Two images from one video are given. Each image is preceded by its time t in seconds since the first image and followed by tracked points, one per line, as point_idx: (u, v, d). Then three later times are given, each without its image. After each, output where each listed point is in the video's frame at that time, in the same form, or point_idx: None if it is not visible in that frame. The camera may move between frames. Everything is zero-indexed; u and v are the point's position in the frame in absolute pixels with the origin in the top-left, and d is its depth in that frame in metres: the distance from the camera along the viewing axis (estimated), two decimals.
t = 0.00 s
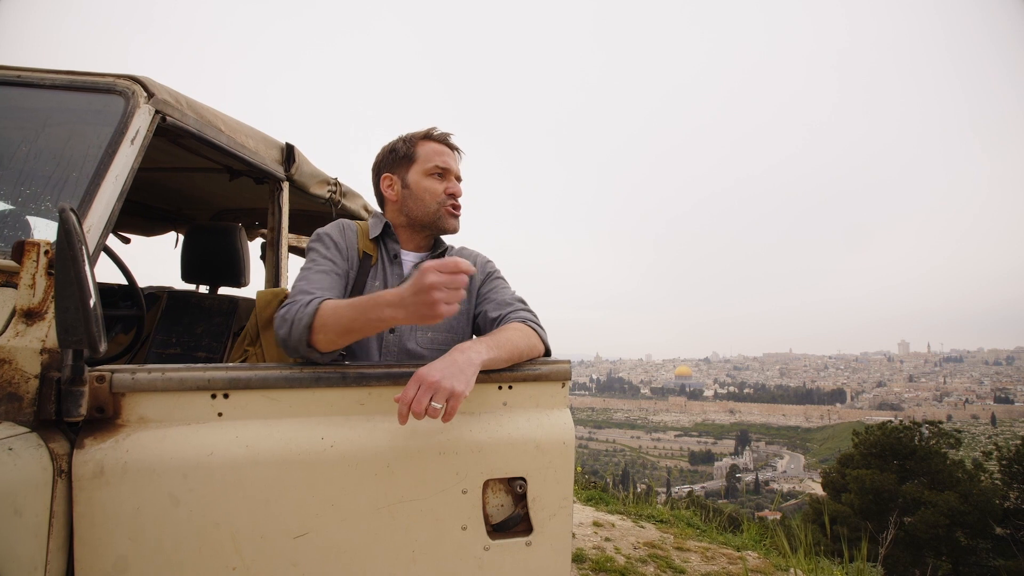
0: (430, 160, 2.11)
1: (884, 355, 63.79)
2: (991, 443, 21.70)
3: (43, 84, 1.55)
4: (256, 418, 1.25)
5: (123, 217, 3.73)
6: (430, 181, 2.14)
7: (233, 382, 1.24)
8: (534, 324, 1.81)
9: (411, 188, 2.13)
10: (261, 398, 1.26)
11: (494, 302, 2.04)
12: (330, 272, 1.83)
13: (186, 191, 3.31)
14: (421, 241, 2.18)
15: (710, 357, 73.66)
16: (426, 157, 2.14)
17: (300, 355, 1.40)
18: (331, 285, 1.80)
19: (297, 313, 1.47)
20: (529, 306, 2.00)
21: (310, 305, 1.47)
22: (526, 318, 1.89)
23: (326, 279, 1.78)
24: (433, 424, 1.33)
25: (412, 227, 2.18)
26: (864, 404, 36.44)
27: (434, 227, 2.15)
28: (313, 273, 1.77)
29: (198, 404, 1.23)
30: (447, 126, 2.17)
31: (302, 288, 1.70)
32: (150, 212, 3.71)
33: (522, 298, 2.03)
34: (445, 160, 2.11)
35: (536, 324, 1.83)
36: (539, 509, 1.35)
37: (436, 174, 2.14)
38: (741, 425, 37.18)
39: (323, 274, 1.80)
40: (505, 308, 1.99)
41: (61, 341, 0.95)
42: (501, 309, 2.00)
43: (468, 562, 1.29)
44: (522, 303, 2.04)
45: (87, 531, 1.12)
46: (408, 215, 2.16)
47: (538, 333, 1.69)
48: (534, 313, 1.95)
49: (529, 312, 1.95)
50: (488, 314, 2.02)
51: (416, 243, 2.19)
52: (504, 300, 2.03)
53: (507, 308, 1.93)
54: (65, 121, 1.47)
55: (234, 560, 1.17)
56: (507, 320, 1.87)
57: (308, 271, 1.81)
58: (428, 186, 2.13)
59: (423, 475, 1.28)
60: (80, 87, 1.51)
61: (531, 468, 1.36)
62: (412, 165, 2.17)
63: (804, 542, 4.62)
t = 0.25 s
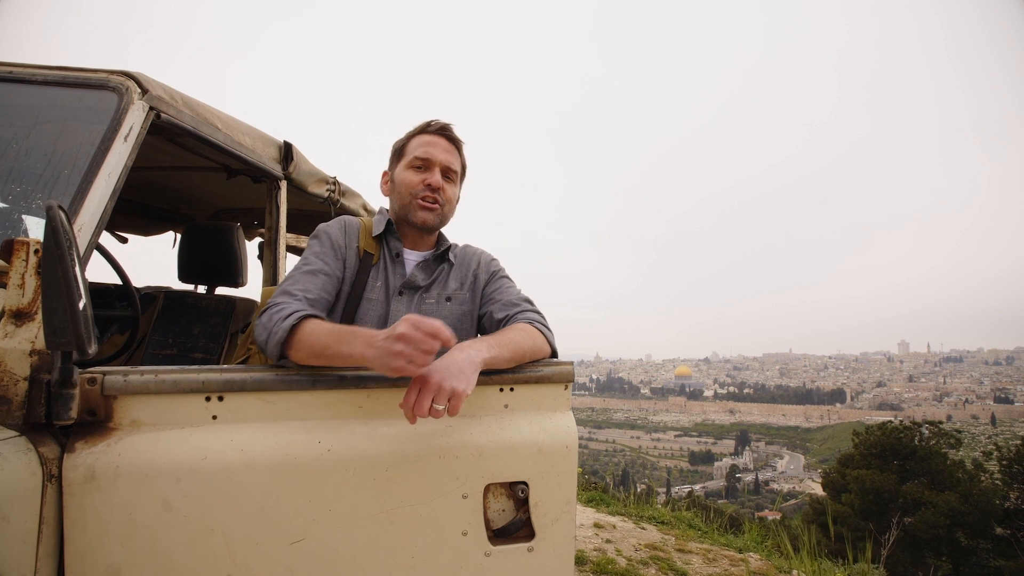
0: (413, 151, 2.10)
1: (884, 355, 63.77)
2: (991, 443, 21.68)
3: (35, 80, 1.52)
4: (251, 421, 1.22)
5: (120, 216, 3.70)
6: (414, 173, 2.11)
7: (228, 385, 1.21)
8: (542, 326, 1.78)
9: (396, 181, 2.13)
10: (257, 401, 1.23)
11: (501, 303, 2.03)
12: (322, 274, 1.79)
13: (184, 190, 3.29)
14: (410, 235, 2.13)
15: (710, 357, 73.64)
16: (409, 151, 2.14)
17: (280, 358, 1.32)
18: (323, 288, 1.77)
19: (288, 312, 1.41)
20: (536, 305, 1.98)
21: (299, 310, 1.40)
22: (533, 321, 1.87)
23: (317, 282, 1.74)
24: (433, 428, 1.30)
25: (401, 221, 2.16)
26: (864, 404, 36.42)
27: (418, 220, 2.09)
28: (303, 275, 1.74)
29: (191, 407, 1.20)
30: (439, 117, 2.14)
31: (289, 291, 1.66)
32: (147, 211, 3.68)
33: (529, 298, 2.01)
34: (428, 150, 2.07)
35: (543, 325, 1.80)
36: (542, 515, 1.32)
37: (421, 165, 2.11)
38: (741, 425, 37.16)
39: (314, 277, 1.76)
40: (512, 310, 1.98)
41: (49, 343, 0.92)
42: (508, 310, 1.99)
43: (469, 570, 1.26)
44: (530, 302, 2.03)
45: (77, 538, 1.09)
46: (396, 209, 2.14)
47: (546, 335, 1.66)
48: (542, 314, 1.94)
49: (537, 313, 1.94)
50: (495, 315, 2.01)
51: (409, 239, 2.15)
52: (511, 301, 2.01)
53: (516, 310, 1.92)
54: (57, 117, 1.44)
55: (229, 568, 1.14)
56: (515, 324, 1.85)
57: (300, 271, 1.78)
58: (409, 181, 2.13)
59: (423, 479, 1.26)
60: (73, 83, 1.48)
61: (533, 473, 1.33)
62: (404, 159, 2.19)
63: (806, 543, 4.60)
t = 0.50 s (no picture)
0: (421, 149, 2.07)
1: (884, 355, 63.76)
2: (991, 442, 21.67)
3: (26, 77, 1.49)
4: (248, 424, 1.19)
5: (119, 216, 3.68)
6: (420, 170, 2.08)
7: (224, 388, 1.18)
8: (546, 326, 1.75)
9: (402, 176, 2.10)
10: (254, 404, 1.20)
11: (502, 303, 2.00)
12: (313, 279, 1.77)
13: (182, 190, 3.26)
14: (410, 232, 2.11)
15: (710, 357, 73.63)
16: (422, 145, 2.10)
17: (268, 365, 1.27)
18: (315, 292, 1.75)
19: (276, 322, 1.39)
20: (539, 304, 1.96)
21: (290, 320, 1.37)
22: (536, 319, 1.84)
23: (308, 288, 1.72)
24: (433, 432, 1.27)
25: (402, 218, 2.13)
26: (864, 405, 36.41)
27: (418, 219, 2.06)
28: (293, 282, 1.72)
29: (186, 410, 1.17)
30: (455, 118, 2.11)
31: (279, 299, 1.65)
32: (145, 212, 3.66)
33: (532, 297, 1.98)
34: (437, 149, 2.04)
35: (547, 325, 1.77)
36: (544, 520, 1.29)
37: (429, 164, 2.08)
38: (741, 425, 37.13)
39: (306, 282, 1.75)
40: (514, 309, 1.96)
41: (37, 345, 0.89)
42: (510, 310, 1.96)
43: None
44: (533, 301, 2.00)
45: (69, 546, 1.06)
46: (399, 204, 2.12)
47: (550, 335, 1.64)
48: (545, 313, 1.91)
49: (539, 312, 1.91)
50: (497, 314, 1.98)
51: (409, 236, 2.12)
52: (513, 300, 1.98)
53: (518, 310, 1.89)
54: (50, 114, 1.41)
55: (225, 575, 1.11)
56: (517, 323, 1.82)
57: (291, 276, 1.76)
58: (417, 174, 2.08)
59: (424, 484, 1.23)
60: (66, 80, 1.45)
61: (536, 477, 1.30)
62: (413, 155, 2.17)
63: (808, 545, 4.57)
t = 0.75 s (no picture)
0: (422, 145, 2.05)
1: (884, 355, 63.74)
2: (992, 442, 21.64)
3: (19, 73, 1.46)
4: (244, 427, 1.17)
5: (117, 216, 3.66)
6: (422, 167, 2.06)
7: (220, 390, 1.16)
8: (550, 328, 1.73)
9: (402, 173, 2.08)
10: (250, 407, 1.18)
11: (503, 303, 1.97)
12: (311, 282, 1.72)
13: (180, 190, 3.24)
14: (410, 231, 2.07)
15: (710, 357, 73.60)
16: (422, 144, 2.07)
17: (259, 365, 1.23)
18: (313, 295, 1.70)
19: (272, 323, 1.34)
20: (540, 304, 1.93)
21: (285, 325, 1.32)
22: (538, 319, 1.81)
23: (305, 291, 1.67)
24: (433, 433, 1.25)
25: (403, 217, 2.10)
26: (864, 404, 36.38)
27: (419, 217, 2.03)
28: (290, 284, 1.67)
29: (181, 413, 1.15)
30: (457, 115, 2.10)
31: (274, 302, 1.60)
32: (143, 212, 3.64)
33: (534, 297, 1.96)
34: (438, 146, 2.02)
35: (549, 325, 1.75)
36: (547, 524, 1.27)
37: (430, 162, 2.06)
38: (741, 425, 37.10)
39: (304, 285, 1.70)
40: (515, 310, 1.93)
41: (28, 347, 0.86)
42: (511, 311, 1.94)
43: None
44: (534, 301, 1.98)
45: (61, 551, 1.04)
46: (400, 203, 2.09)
47: (552, 335, 1.62)
48: (547, 313, 1.89)
49: (541, 313, 1.89)
50: (497, 315, 1.95)
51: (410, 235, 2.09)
52: (514, 300, 1.96)
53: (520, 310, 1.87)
54: (44, 111, 1.39)
55: None
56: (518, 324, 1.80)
57: (291, 279, 1.72)
58: (417, 173, 2.05)
59: (424, 487, 1.20)
60: (61, 76, 1.43)
61: (538, 480, 1.28)
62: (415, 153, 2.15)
63: (810, 546, 4.55)
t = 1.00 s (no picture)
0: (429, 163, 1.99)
1: (884, 355, 63.73)
2: (991, 442, 21.62)
3: (12, 70, 1.44)
4: (241, 429, 1.14)
5: (116, 216, 3.64)
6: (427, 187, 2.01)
7: (216, 392, 1.14)
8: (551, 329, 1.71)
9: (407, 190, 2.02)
10: (247, 409, 1.16)
11: (502, 306, 1.96)
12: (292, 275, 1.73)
13: (179, 189, 3.22)
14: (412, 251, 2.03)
15: (710, 357, 73.59)
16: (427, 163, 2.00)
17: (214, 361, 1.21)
18: (290, 288, 1.70)
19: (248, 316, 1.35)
20: (539, 306, 1.92)
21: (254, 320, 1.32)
22: (539, 322, 1.79)
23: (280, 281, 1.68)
24: (433, 435, 1.23)
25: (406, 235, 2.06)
26: (864, 404, 36.37)
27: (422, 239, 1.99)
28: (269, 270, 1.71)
29: (176, 415, 1.12)
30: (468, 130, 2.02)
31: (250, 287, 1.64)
32: (141, 211, 3.62)
33: (533, 298, 1.95)
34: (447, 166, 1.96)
35: (550, 326, 1.73)
36: (550, 528, 1.25)
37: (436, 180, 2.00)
38: (741, 425, 37.09)
39: (284, 276, 1.72)
40: (514, 313, 1.91)
41: (18, 348, 0.84)
42: (510, 314, 1.92)
43: None
44: (535, 304, 1.96)
45: (54, 557, 1.02)
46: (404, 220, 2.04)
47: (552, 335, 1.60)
48: (546, 314, 1.88)
49: (541, 314, 1.88)
50: (498, 318, 1.94)
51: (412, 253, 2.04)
52: (514, 303, 1.95)
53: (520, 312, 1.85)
54: (38, 108, 1.37)
55: None
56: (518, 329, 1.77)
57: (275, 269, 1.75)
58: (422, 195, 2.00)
59: (425, 491, 1.18)
60: (55, 73, 1.41)
61: (541, 483, 1.25)
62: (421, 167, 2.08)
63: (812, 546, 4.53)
